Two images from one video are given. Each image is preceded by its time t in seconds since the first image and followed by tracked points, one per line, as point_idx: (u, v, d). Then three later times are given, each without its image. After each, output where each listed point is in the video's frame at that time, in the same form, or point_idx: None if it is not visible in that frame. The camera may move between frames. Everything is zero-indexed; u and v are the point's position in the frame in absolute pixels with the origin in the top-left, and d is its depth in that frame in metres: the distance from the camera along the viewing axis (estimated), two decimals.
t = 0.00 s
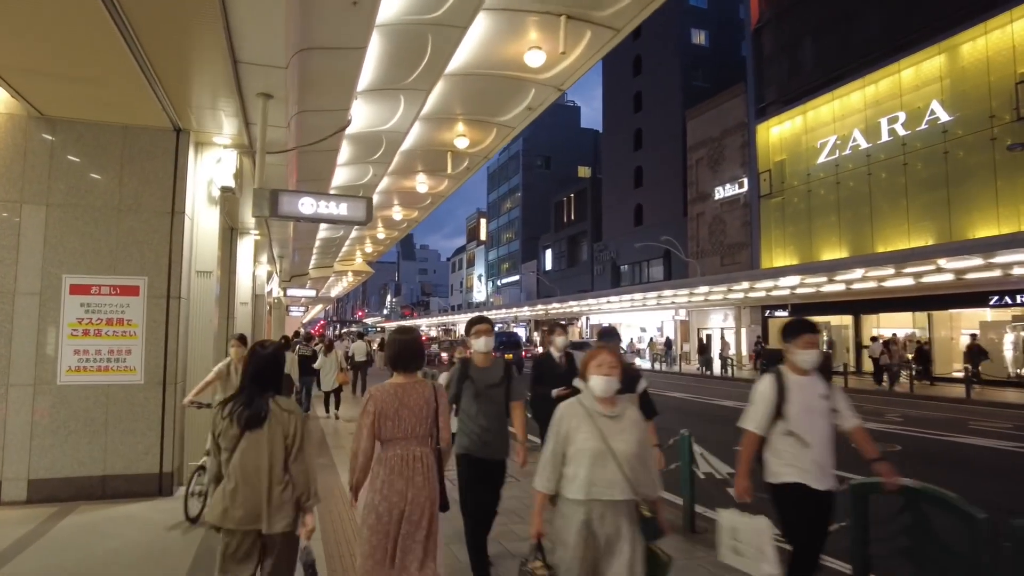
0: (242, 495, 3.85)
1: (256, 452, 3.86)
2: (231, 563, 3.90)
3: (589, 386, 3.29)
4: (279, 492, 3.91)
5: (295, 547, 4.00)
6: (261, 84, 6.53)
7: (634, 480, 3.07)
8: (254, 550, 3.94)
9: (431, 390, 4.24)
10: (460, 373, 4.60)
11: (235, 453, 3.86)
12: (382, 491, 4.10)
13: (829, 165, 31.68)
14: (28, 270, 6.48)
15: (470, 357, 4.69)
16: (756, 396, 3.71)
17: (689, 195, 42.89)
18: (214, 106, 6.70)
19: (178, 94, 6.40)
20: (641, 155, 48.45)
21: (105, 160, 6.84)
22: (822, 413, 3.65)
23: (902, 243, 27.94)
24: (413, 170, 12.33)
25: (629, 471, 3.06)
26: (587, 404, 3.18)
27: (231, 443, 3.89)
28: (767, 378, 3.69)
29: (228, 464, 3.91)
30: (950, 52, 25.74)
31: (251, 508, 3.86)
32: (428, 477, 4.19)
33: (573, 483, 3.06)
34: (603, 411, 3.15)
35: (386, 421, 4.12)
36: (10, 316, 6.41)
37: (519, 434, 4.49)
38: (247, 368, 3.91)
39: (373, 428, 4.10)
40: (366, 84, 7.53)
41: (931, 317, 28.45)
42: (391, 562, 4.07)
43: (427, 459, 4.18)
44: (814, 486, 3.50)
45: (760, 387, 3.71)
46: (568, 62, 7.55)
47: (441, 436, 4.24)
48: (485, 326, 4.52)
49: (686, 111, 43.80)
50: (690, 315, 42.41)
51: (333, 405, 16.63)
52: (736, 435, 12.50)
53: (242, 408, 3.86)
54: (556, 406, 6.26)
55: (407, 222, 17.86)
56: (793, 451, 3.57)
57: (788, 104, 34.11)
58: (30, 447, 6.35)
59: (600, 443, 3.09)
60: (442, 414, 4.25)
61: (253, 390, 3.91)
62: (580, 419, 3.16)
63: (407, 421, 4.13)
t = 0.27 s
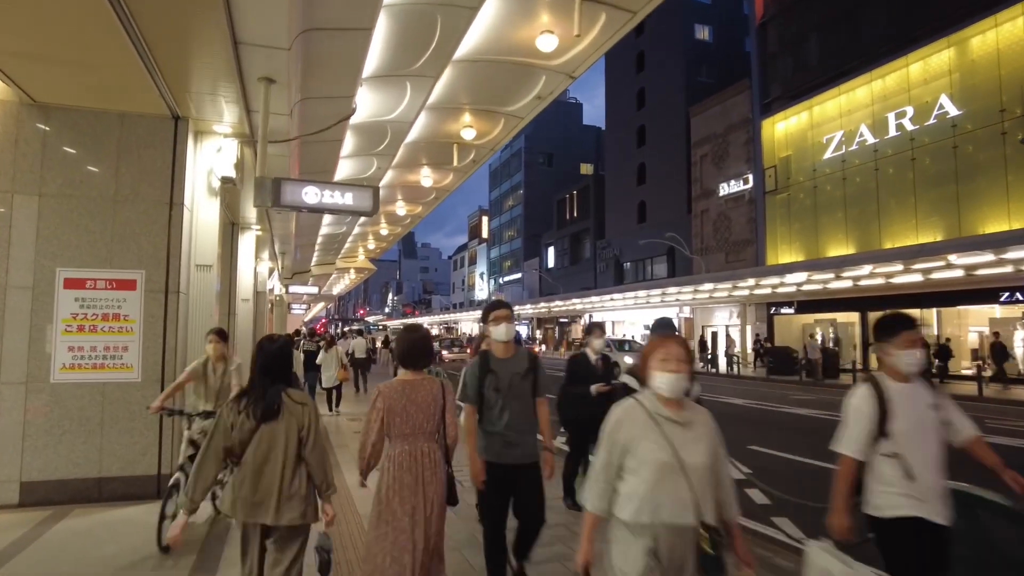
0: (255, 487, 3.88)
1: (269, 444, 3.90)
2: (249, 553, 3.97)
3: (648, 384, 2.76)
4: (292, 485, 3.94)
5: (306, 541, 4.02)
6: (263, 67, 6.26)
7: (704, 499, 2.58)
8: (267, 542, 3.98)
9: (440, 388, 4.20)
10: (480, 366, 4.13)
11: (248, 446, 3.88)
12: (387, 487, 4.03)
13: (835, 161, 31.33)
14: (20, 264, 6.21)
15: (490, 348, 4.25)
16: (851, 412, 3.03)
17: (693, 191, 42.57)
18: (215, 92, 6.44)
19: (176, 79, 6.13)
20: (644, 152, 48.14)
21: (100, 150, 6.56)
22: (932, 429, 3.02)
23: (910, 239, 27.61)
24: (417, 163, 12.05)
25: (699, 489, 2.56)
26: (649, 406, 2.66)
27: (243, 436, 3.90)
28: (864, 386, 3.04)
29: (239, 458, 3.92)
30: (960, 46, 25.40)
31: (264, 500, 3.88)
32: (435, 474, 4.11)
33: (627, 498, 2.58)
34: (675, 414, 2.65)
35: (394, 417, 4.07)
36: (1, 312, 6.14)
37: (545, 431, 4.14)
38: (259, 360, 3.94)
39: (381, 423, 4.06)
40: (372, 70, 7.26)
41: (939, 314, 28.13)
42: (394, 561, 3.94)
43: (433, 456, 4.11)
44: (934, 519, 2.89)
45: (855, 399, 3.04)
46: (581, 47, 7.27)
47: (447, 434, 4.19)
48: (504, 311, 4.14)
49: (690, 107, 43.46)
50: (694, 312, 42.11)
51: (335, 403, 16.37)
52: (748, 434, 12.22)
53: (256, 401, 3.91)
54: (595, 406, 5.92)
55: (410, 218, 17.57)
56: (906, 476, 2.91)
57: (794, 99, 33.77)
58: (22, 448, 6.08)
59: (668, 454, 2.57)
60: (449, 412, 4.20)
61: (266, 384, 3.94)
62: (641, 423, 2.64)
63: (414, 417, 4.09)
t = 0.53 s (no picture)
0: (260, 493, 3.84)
1: (272, 450, 3.86)
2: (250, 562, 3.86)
3: (740, 418, 2.18)
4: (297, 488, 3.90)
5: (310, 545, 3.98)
6: (262, 56, 5.94)
7: (826, 567, 2.00)
8: (271, 546, 3.91)
9: (447, 385, 4.07)
10: (514, 382, 3.52)
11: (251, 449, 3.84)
12: (396, 488, 3.84)
13: (841, 158, 30.96)
14: (7, 263, 5.93)
15: (524, 358, 3.67)
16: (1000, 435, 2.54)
17: (697, 189, 42.25)
18: (212, 83, 6.13)
19: (170, 71, 5.81)
20: (648, 149, 47.83)
21: (92, 144, 6.25)
22: None
23: (919, 237, 27.26)
24: (421, 159, 11.76)
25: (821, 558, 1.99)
26: (740, 446, 2.07)
27: (246, 440, 3.85)
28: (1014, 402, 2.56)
29: (242, 462, 3.85)
30: (969, 41, 25.04)
31: (269, 506, 3.84)
32: (444, 475, 3.95)
33: (726, 575, 1.96)
34: (783, 457, 2.08)
35: (402, 414, 3.90)
36: None
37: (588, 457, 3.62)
38: (262, 362, 3.92)
39: (389, 421, 3.89)
40: (376, 60, 6.97)
41: (949, 312, 27.78)
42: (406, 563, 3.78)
43: (442, 455, 3.95)
44: None
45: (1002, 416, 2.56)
46: (595, 36, 6.97)
47: (455, 432, 4.04)
48: (546, 318, 3.65)
49: (694, 105, 43.15)
50: (699, 311, 41.79)
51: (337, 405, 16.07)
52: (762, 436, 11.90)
53: (259, 402, 3.89)
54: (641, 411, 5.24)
55: (414, 216, 17.27)
56: None
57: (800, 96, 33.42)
58: (10, 456, 5.80)
59: (779, 515, 1.98)
60: (456, 410, 4.06)
61: (270, 385, 3.91)
62: (735, 470, 2.03)
63: (422, 415, 3.93)
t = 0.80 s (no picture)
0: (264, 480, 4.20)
1: (277, 440, 4.26)
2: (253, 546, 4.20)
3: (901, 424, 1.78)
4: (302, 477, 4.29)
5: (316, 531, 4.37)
6: (261, 34, 5.62)
7: None
8: (279, 533, 4.27)
9: (447, 383, 4.29)
10: (573, 376, 2.96)
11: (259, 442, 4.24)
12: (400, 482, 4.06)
13: (848, 153, 30.59)
14: None
15: (586, 350, 3.12)
16: None
17: (701, 185, 41.92)
18: (209, 66, 5.82)
19: (165, 51, 5.50)
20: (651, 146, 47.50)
21: (82, 129, 5.96)
22: None
23: (927, 233, 26.90)
24: (426, 151, 11.46)
25: None
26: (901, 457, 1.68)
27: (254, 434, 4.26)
28: None
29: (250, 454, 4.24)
30: (979, 34, 24.70)
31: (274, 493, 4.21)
32: (446, 468, 4.18)
33: None
34: (968, 479, 1.70)
35: (405, 412, 4.12)
36: None
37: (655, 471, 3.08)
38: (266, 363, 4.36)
39: (392, 419, 4.09)
40: (380, 42, 6.68)
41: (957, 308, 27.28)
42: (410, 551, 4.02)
43: (443, 450, 4.18)
44: None
45: None
46: (609, 17, 6.66)
47: (455, 427, 4.27)
48: (615, 301, 3.10)
49: (698, 100, 42.82)
50: (703, 308, 41.47)
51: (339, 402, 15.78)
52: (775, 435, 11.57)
53: (265, 398, 4.32)
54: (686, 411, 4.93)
55: (417, 210, 16.95)
56: None
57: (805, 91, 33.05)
58: None
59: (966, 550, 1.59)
60: (457, 406, 4.28)
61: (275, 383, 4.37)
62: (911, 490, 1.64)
63: (423, 412, 4.16)
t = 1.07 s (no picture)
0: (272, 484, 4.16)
1: (285, 444, 4.20)
2: (265, 550, 4.16)
3: None
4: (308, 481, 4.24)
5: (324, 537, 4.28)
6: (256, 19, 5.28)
7: None
8: (285, 537, 4.21)
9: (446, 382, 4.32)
10: (639, 406, 2.27)
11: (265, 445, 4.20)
12: (398, 477, 4.16)
13: (853, 152, 30.25)
14: None
15: (657, 370, 2.40)
16: None
17: (704, 184, 41.65)
18: (204, 54, 5.48)
19: (157, 39, 5.17)
20: (653, 144, 47.20)
21: (69, 120, 5.64)
22: None
23: (934, 232, 26.58)
24: (429, 146, 11.14)
25: None
26: None
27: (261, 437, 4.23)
28: None
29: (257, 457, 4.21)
30: (987, 31, 24.36)
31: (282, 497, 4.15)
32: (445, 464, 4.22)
33: None
34: None
35: (402, 412, 4.19)
36: None
37: (762, 528, 2.23)
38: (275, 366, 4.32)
39: (389, 418, 4.18)
40: (383, 30, 6.36)
41: (964, 308, 26.91)
42: (408, 542, 4.12)
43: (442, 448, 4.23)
44: None
45: None
46: (623, 5, 6.32)
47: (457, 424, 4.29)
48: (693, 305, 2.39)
49: (700, 98, 42.52)
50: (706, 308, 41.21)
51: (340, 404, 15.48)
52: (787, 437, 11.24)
53: (272, 402, 4.28)
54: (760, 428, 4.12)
55: (418, 208, 16.62)
56: None
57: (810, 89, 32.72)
58: None
59: None
60: (457, 405, 4.31)
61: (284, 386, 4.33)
62: None
63: (420, 412, 4.21)
